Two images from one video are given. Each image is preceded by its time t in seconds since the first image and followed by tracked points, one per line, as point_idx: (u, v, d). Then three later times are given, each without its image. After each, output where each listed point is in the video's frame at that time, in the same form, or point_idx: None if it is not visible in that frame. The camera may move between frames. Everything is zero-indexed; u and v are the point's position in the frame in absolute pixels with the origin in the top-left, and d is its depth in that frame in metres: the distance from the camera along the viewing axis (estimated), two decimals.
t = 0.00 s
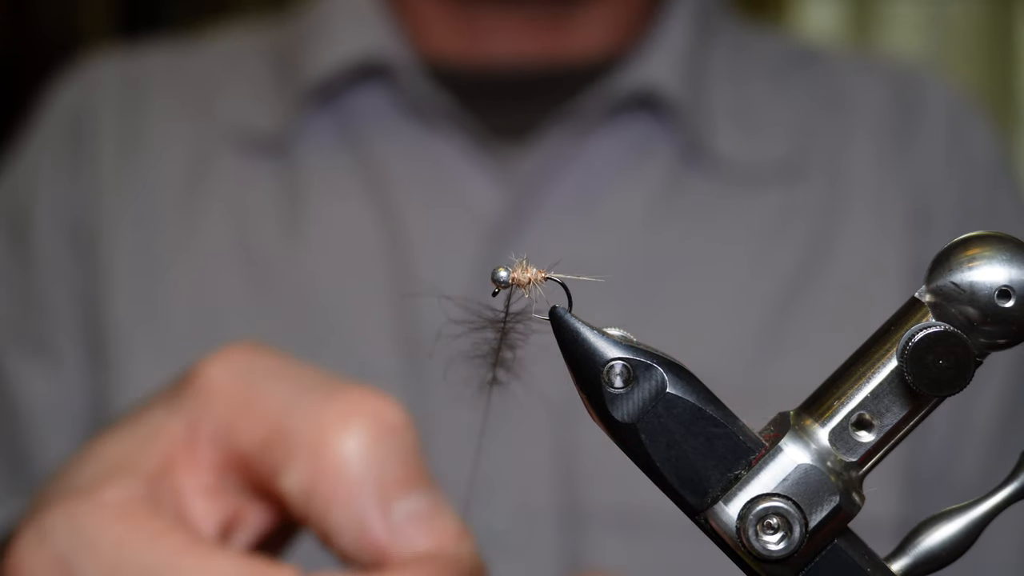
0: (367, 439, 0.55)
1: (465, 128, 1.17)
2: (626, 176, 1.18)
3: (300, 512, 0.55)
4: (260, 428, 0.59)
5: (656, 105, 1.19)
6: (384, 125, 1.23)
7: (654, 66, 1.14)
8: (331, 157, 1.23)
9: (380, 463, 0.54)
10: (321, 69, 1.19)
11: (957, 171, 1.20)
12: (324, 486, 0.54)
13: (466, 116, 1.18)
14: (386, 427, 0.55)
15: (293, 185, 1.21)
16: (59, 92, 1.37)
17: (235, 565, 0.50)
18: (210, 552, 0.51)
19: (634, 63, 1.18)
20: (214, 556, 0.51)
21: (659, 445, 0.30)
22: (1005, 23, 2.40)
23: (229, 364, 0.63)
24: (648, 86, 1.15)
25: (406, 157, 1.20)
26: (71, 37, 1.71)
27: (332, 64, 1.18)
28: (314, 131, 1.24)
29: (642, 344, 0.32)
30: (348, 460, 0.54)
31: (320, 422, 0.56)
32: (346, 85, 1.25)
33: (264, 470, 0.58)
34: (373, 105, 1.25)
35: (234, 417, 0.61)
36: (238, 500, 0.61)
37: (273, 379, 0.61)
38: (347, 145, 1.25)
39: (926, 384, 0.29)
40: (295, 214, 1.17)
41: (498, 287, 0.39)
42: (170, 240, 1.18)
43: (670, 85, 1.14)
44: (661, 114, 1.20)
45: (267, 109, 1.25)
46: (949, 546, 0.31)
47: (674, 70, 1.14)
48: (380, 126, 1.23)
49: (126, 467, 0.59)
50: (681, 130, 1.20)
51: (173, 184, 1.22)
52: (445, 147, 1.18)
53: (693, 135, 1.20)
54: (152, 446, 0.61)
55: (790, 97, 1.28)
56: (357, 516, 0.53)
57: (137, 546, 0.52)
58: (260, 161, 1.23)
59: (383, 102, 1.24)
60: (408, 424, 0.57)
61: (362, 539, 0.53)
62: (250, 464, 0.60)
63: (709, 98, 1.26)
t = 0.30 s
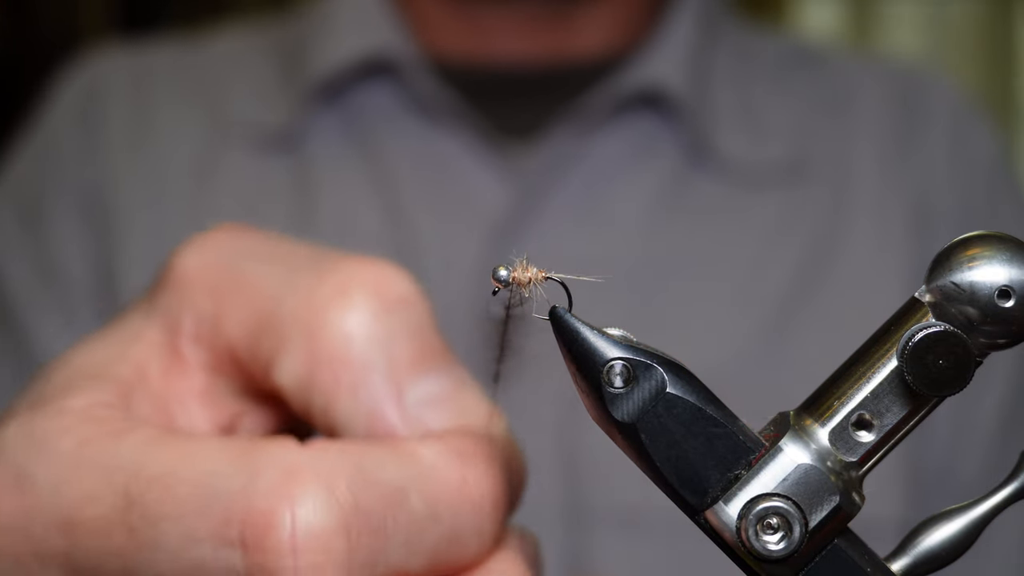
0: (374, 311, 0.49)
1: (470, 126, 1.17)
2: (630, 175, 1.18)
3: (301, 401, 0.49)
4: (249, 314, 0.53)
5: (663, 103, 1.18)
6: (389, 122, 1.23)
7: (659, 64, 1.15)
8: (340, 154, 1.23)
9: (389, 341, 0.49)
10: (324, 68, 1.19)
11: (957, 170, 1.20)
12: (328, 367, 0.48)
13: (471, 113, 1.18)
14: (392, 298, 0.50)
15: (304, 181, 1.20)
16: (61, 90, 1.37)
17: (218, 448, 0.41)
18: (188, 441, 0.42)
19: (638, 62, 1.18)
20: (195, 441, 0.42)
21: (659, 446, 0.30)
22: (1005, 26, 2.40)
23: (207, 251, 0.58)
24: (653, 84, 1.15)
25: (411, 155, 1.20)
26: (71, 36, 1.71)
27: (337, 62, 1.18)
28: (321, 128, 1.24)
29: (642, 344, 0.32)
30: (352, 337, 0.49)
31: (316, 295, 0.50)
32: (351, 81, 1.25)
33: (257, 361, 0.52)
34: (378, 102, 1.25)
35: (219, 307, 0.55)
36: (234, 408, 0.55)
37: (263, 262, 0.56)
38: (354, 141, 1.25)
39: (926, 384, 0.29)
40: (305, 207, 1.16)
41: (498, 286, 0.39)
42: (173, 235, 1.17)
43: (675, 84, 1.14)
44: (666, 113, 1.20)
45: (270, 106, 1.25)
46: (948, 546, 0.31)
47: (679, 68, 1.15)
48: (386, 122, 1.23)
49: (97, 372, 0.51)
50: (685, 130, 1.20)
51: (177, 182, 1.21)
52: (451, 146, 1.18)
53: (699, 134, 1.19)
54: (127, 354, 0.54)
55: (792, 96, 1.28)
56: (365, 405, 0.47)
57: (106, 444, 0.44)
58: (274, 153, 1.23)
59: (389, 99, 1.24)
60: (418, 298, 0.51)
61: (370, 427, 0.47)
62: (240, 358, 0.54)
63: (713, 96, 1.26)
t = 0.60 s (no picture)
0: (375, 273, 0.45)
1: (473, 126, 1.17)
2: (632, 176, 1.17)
3: (294, 364, 0.46)
4: (245, 277, 0.50)
5: (667, 104, 1.19)
6: (392, 121, 1.23)
7: (663, 64, 1.15)
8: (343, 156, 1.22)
9: (389, 301, 0.45)
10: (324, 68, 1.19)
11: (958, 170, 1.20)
12: (324, 327, 0.45)
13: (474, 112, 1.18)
14: (395, 256, 0.46)
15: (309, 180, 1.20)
16: (62, 90, 1.37)
17: (203, 428, 0.40)
18: (172, 422, 0.41)
19: (641, 61, 1.18)
20: (180, 422, 0.41)
21: (659, 445, 0.30)
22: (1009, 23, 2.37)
23: (201, 212, 0.54)
24: (656, 85, 1.15)
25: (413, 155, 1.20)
26: (72, 36, 1.71)
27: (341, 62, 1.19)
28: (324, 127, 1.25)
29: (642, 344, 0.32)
30: (349, 298, 0.45)
31: (313, 253, 0.47)
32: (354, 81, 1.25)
33: (250, 325, 0.49)
34: (382, 101, 1.25)
35: (213, 271, 0.52)
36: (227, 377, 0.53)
37: (261, 223, 0.52)
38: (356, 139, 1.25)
39: (926, 384, 0.29)
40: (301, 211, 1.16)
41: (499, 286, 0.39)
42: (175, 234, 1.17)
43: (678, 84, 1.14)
44: (671, 113, 1.20)
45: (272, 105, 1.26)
46: (948, 546, 0.31)
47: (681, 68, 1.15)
48: (391, 124, 1.23)
49: (86, 348, 0.51)
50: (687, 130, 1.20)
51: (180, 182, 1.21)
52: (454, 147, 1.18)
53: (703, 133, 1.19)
54: (115, 329, 0.53)
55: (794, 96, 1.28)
56: (360, 367, 0.44)
57: (84, 427, 0.43)
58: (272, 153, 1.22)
59: (393, 99, 1.24)
60: (423, 253, 0.47)
61: (366, 388, 0.44)
62: (234, 322, 0.51)
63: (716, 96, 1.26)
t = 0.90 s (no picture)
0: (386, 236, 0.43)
1: (466, 123, 1.17)
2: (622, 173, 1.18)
3: (301, 321, 0.45)
4: (253, 236, 0.48)
5: (655, 99, 1.18)
6: (385, 119, 1.23)
7: (655, 60, 1.14)
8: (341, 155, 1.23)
9: (398, 262, 0.43)
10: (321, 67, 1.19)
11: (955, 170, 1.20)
12: (331, 286, 0.43)
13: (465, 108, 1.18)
14: (406, 217, 0.44)
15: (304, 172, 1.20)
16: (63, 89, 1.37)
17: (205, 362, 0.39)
18: (174, 352, 0.40)
19: (631, 57, 1.18)
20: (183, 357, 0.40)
21: (659, 445, 0.30)
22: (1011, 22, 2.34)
23: (211, 181, 0.53)
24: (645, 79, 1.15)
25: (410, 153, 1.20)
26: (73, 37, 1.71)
27: (335, 60, 1.19)
28: (319, 125, 1.26)
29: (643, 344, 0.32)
30: (359, 258, 0.43)
31: (323, 212, 0.45)
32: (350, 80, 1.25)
33: (256, 286, 0.47)
34: (376, 98, 1.24)
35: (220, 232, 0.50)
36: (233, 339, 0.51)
37: (270, 188, 0.51)
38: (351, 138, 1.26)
39: (926, 384, 0.29)
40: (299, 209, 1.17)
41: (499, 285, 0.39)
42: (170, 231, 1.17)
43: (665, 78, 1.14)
44: (659, 108, 1.20)
45: (267, 106, 1.26)
46: (948, 546, 0.31)
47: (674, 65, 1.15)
48: (387, 123, 1.23)
49: (82, 299, 0.49)
50: (677, 125, 1.20)
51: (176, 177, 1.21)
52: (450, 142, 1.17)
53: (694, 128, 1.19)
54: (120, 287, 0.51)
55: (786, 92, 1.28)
56: (367, 323, 0.43)
57: (84, 358, 0.42)
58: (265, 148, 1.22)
59: (388, 98, 1.24)
60: (432, 217, 0.46)
61: (372, 346, 0.43)
62: (239, 282, 0.49)
63: (705, 92, 1.26)
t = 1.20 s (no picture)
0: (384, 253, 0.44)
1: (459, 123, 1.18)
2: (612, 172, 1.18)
3: (298, 335, 0.45)
4: (252, 249, 0.48)
5: (646, 96, 1.18)
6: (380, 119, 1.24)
7: (644, 57, 1.15)
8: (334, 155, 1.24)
9: (395, 278, 0.44)
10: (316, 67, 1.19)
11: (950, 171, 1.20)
12: (329, 299, 0.43)
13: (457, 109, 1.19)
14: (402, 233, 0.45)
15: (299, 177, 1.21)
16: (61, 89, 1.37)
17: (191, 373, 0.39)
18: (163, 367, 0.40)
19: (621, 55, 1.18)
20: (172, 366, 0.39)
21: (659, 445, 0.30)
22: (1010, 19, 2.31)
23: (208, 192, 0.53)
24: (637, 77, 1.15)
25: (402, 155, 1.20)
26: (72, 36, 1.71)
27: (328, 59, 1.19)
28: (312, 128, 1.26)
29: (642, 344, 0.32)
30: (357, 273, 0.44)
31: (323, 225, 0.45)
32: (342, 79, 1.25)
33: (253, 297, 0.47)
34: (369, 101, 1.25)
35: (219, 245, 0.50)
36: (232, 354, 0.51)
37: (268, 199, 0.50)
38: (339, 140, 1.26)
39: (926, 384, 0.29)
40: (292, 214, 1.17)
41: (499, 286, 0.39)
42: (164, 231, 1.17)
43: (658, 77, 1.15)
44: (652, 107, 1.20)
45: (259, 106, 1.26)
46: (948, 546, 0.31)
47: (664, 61, 1.15)
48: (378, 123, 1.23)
49: (81, 315, 0.49)
50: (671, 124, 1.20)
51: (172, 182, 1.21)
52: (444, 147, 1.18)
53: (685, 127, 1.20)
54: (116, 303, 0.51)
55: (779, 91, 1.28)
56: (363, 338, 0.43)
57: (77, 371, 0.41)
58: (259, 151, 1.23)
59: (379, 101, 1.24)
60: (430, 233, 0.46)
61: (369, 359, 0.43)
62: (236, 294, 0.49)
63: (696, 86, 1.26)
